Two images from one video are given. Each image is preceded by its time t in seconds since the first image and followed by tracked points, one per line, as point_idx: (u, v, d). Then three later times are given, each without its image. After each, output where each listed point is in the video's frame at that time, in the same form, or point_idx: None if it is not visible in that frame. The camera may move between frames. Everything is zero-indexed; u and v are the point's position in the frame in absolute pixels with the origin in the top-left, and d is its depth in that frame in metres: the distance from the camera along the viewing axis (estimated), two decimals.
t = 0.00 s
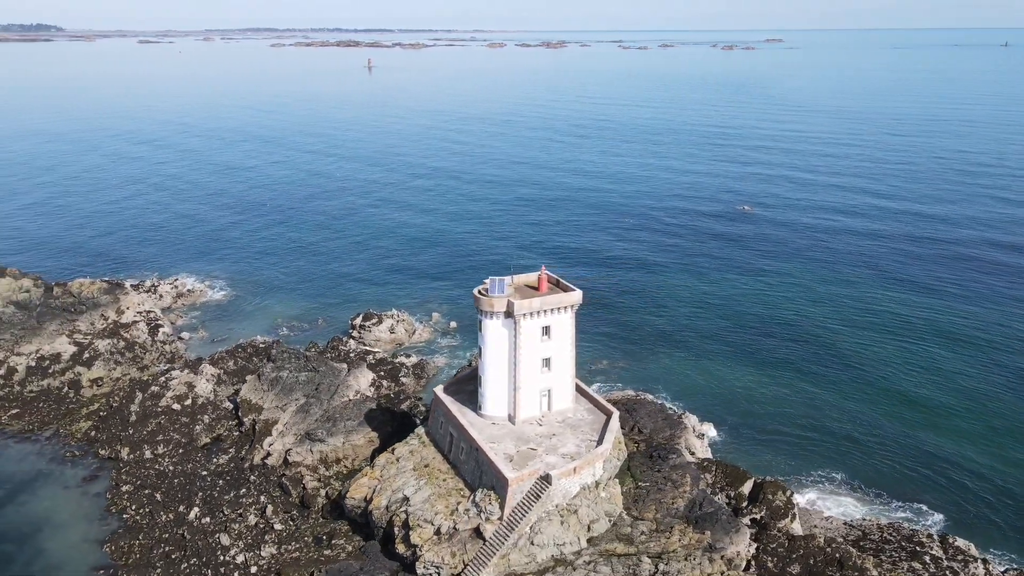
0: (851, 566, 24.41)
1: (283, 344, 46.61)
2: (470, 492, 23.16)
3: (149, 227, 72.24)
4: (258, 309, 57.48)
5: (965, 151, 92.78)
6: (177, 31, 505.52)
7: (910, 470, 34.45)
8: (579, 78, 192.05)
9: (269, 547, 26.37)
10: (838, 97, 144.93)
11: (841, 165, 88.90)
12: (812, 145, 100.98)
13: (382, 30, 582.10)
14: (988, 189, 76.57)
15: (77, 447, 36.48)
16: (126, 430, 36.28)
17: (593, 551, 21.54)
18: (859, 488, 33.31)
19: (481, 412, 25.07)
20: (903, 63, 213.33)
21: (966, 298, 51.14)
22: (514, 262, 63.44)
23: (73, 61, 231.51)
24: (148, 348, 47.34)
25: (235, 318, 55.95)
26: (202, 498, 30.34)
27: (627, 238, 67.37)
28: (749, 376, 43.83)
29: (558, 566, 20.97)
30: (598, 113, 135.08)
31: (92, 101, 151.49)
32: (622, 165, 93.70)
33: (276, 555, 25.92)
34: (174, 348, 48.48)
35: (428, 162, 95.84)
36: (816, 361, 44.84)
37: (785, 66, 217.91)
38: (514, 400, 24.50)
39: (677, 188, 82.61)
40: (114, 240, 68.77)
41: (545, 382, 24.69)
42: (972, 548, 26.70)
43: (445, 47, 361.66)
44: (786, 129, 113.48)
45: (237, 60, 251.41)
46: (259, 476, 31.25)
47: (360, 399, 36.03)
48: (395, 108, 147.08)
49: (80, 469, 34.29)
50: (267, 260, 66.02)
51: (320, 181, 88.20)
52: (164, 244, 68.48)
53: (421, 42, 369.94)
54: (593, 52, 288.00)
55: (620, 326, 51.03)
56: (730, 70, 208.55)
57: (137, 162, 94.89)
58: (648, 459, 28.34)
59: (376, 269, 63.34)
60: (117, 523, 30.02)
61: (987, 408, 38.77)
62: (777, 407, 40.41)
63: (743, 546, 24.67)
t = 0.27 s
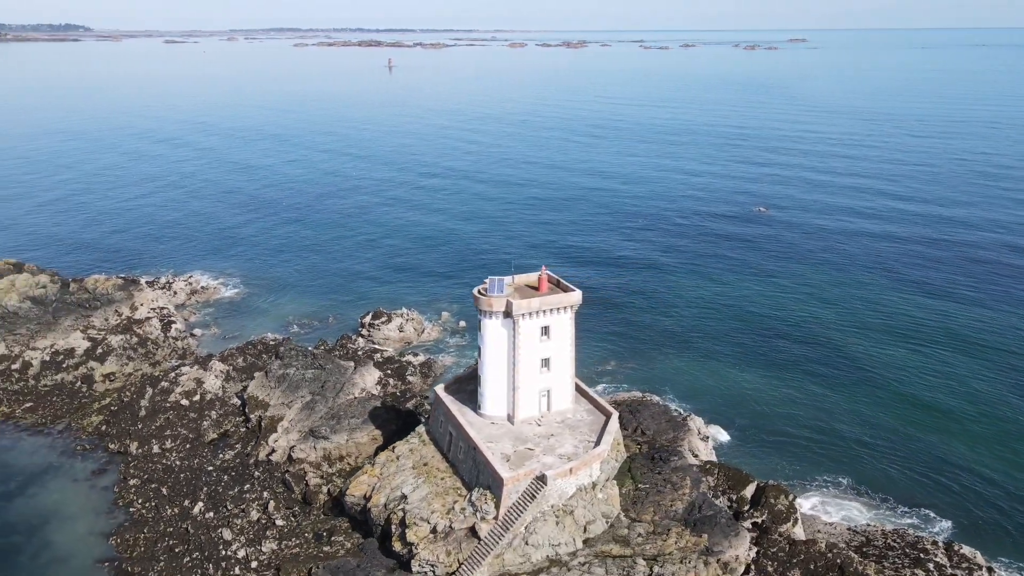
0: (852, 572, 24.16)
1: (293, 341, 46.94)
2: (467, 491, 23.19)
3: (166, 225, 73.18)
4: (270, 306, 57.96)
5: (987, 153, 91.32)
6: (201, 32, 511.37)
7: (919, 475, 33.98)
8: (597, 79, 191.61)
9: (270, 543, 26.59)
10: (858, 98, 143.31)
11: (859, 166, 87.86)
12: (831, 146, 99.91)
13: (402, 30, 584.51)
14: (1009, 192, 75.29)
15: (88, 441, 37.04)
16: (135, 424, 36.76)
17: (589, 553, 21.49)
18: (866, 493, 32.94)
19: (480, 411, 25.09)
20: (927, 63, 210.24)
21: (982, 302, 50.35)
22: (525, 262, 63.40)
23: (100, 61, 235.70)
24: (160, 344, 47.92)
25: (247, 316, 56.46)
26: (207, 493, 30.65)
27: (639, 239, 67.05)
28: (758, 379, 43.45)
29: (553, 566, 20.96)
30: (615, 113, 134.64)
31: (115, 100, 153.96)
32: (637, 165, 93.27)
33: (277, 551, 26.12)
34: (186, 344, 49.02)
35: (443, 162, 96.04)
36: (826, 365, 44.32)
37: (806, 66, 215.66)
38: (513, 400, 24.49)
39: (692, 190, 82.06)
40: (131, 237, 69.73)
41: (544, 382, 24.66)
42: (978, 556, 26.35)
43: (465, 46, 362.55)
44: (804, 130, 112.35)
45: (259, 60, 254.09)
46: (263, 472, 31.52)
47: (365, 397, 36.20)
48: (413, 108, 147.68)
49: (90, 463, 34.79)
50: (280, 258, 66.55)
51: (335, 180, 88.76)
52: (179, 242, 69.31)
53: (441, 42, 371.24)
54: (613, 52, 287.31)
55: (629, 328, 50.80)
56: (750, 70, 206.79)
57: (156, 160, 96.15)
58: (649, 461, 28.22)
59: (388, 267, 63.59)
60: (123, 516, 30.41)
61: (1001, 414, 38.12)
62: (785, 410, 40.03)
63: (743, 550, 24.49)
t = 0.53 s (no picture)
0: None
1: (302, 339, 47.27)
2: (464, 490, 23.24)
3: (182, 223, 74.11)
4: (282, 304, 58.45)
5: (1010, 156, 89.65)
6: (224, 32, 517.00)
7: (927, 481, 33.52)
8: (616, 79, 191.09)
9: (271, 538, 26.85)
10: (880, 99, 141.32)
11: (878, 168, 86.74)
12: (850, 148, 98.71)
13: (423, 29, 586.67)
14: None
15: (99, 435, 37.62)
16: (144, 419, 37.28)
17: (584, 554, 21.47)
18: (870, 499, 32.54)
19: (479, 411, 25.13)
20: (952, 64, 206.70)
21: (999, 306, 49.51)
22: (536, 262, 63.36)
23: (125, 61, 239.59)
24: (172, 340, 48.52)
25: (259, 313, 56.99)
26: (212, 488, 31.01)
27: (651, 239, 66.74)
28: (766, 382, 43.08)
29: (548, 566, 20.98)
30: (631, 114, 134.20)
31: (138, 99, 156.29)
32: (651, 166, 92.89)
33: (277, 547, 26.36)
34: (198, 340, 49.59)
35: (457, 162, 96.27)
36: (837, 369, 43.80)
37: (828, 66, 212.94)
38: (512, 400, 24.49)
39: (706, 191, 81.52)
40: (148, 235, 70.71)
41: (543, 382, 24.64)
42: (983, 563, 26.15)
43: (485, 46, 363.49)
44: (823, 131, 111.10)
45: (280, 60, 256.68)
46: (267, 469, 31.81)
47: (370, 395, 36.37)
48: (430, 107, 148.20)
49: (99, 456, 35.33)
50: (293, 256, 67.09)
51: (350, 179, 89.30)
52: (195, 240, 70.13)
53: (461, 41, 372.56)
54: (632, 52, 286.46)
55: (638, 329, 50.58)
56: (770, 70, 204.64)
57: (174, 159, 97.41)
58: (650, 463, 28.09)
59: (399, 266, 63.87)
60: (130, 509, 30.86)
61: (1014, 421, 37.48)
62: (792, 413, 39.67)
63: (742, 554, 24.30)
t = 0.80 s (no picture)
0: None
1: (311, 337, 47.58)
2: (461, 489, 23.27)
3: (198, 221, 74.96)
4: (294, 302, 58.93)
5: None
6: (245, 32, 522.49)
7: (935, 487, 33.07)
8: (633, 79, 190.56)
9: (272, 534, 27.09)
10: (902, 100, 139.31)
11: (897, 170, 85.57)
12: (869, 150, 97.49)
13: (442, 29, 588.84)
14: None
15: (109, 429, 38.17)
16: (153, 414, 37.76)
17: (579, 555, 21.41)
18: (877, 504, 32.18)
19: (478, 410, 25.16)
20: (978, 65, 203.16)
21: (1016, 311, 48.63)
22: (547, 263, 63.27)
23: (148, 61, 243.33)
24: (184, 336, 49.09)
25: (271, 310, 57.52)
26: (217, 483, 31.34)
27: (664, 240, 66.42)
28: (775, 385, 42.68)
29: (542, 567, 20.94)
30: (648, 114, 133.71)
31: (160, 98, 158.51)
32: (666, 167, 92.46)
33: (277, 543, 26.57)
34: (210, 337, 50.14)
35: (472, 161, 96.43)
36: (848, 373, 43.26)
37: (851, 66, 210.22)
38: (510, 399, 24.49)
39: (721, 192, 80.93)
40: (164, 232, 71.59)
41: (542, 382, 24.60)
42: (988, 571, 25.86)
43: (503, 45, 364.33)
44: (842, 133, 109.86)
45: (300, 60, 259.24)
46: (272, 465, 32.07)
47: (375, 393, 36.53)
48: (447, 107, 148.71)
49: (109, 450, 35.87)
50: (305, 255, 67.59)
51: (364, 178, 89.77)
52: (210, 237, 70.90)
53: (480, 41, 373.72)
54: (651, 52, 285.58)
55: (647, 330, 50.33)
56: (791, 71, 202.49)
57: (193, 158, 98.57)
58: (652, 465, 28.00)
59: (410, 266, 64.09)
60: (136, 503, 31.28)
61: None
62: (800, 417, 39.32)
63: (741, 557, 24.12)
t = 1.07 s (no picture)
0: None
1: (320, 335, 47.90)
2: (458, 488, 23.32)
3: (213, 219, 75.75)
4: (306, 300, 59.41)
5: None
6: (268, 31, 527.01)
7: (944, 494, 32.62)
8: (652, 79, 189.66)
9: (273, 530, 27.35)
10: (925, 101, 137.26)
11: (916, 172, 84.38)
12: (888, 151, 96.24)
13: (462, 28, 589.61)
14: None
15: (119, 424, 38.72)
16: (162, 410, 38.22)
17: (573, 556, 21.37)
18: (884, 510, 31.80)
19: (477, 410, 25.16)
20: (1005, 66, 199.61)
21: None
22: (558, 263, 63.12)
23: (172, 60, 246.60)
24: (195, 333, 49.65)
25: (283, 308, 58.02)
26: (221, 478, 31.68)
27: (676, 242, 65.99)
28: (784, 389, 42.25)
29: (536, 567, 20.92)
30: (665, 115, 133.06)
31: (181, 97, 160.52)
32: (681, 167, 91.92)
33: (277, 539, 26.86)
34: (221, 334, 50.68)
35: (486, 161, 96.50)
36: (859, 377, 42.68)
37: (874, 66, 207.49)
38: (509, 399, 24.48)
39: (736, 193, 80.24)
40: (179, 230, 72.42)
41: (540, 383, 24.55)
42: None
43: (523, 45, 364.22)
44: (862, 134, 108.51)
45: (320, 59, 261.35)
46: (275, 461, 32.34)
47: (380, 392, 36.71)
48: (464, 107, 148.98)
49: (118, 444, 36.40)
50: (318, 253, 68.04)
51: (378, 178, 90.15)
52: (224, 236, 71.65)
53: (499, 40, 374.01)
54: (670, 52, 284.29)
55: (657, 331, 50.01)
56: (812, 71, 200.37)
57: (210, 157, 99.66)
58: (652, 467, 27.88)
59: (421, 265, 64.29)
60: (143, 496, 31.71)
61: None
62: (808, 421, 38.91)
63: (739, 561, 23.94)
